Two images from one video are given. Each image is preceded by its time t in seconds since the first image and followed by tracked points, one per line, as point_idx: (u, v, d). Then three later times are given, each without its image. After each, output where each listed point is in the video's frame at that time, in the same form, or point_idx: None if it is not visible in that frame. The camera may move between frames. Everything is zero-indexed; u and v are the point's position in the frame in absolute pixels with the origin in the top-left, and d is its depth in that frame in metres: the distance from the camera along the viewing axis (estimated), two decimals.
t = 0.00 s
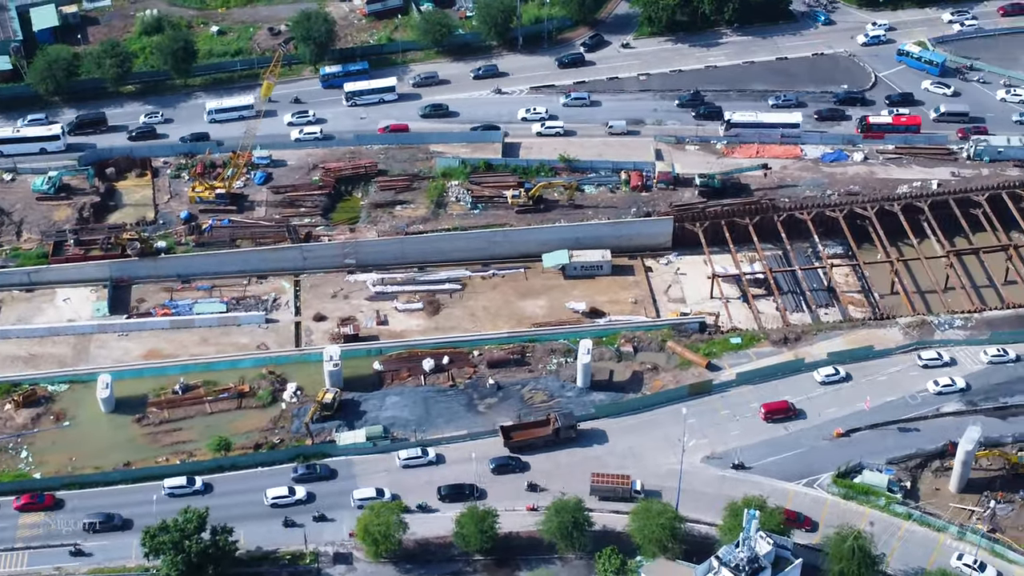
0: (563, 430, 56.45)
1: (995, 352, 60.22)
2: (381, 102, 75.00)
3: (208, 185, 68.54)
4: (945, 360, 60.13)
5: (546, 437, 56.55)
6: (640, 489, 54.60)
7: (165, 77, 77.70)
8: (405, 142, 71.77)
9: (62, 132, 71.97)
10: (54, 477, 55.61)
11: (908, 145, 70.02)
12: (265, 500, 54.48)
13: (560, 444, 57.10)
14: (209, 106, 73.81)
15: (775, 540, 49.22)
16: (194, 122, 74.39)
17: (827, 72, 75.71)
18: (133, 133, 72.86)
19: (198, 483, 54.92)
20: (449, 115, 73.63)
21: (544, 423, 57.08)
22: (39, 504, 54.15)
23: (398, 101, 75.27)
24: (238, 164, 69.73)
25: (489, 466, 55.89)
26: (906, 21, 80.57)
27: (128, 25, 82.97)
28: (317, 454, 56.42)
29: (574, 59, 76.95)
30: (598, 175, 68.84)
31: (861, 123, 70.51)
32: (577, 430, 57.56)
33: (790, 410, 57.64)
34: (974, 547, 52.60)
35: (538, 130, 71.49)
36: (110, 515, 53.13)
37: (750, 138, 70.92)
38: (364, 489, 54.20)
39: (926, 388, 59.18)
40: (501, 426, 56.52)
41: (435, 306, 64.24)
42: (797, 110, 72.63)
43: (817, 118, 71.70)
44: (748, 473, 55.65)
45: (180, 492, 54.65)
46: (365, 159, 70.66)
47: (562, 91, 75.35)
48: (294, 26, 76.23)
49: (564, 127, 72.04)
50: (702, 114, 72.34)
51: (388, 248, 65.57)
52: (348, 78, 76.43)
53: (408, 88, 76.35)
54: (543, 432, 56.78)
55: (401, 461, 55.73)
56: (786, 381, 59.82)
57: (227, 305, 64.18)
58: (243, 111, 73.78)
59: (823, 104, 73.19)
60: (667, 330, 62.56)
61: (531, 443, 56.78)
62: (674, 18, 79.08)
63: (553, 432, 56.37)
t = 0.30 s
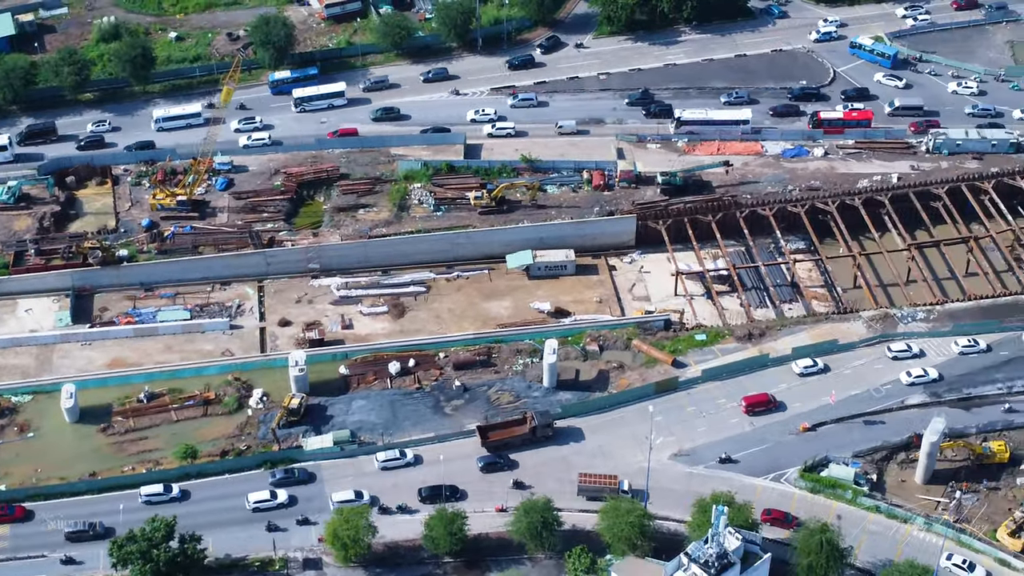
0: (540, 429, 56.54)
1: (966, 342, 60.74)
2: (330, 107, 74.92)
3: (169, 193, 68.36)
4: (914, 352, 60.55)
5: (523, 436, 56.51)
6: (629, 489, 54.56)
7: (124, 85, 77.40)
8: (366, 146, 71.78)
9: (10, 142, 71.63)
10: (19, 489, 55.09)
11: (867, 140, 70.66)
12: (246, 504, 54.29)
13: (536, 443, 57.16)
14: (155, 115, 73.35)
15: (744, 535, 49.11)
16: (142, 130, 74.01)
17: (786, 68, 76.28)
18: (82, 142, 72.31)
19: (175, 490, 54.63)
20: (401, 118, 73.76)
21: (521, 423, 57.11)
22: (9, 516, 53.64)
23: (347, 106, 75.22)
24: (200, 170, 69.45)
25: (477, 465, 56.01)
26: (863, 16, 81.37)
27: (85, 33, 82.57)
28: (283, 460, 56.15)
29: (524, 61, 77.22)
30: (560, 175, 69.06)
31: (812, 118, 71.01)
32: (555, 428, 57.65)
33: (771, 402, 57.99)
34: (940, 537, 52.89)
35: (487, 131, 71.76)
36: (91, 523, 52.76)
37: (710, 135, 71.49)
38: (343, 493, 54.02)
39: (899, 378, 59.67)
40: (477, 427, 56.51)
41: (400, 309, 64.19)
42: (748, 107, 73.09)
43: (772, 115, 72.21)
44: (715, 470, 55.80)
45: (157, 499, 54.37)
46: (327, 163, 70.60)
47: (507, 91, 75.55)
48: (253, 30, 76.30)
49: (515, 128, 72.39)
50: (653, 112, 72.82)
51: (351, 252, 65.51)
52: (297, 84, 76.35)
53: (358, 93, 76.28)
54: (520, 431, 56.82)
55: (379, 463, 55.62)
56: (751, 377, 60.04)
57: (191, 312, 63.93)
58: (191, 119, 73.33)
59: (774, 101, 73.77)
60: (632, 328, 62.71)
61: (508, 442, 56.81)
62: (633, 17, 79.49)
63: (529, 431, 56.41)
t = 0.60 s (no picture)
0: (518, 427, 56.61)
1: (937, 333, 61.03)
2: (280, 114, 74.72)
3: (131, 200, 67.95)
4: (883, 344, 60.87)
5: (501, 434, 56.61)
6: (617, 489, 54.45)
7: (83, 92, 77.07)
8: (329, 149, 71.58)
9: None
10: None
11: (828, 134, 71.19)
12: (229, 508, 54.02)
13: (514, 441, 57.24)
14: (104, 123, 73.30)
15: (714, 530, 49.17)
16: (90, 139, 73.69)
17: (746, 65, 76.91)
18: (31, 152, 71.81)
19: (153, 497, 54.30)
20: (352, 121, 73.87)
21: (498, 422, 57.18)
22: None
23: (296, 112, 75.07)
24: (161, 176, 69.21)
25: (467, 463, 56.06)
26: (822, 12, 82.53)
27: (42, 40, 82.15)
28: (251, 466, 55.92)
29: (475, 64, 77.34)
30: (523, 175, 69.33)
31: (767, 115, 71.44)
32: (531, 426, 57.76)
33: (752, 394, 58.32)
34: (908, 529, 53.21)
35: (440, 133, 71.87)
36: (75, 532, 52.29)
37: (672, 134, 71.75)
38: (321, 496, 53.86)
39: (869, 370, 59.99)
40: (454, 427, 56.51)
41: (365, 312, 64.16)
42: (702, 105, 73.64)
43: (730, 112, 72.61)
44: (684, 466, 55.91)
45: (136, 507, 54.02)
46: (289, 167, 70.56)
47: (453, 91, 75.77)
48: (212, 35, 76.13)
49: (467, 129, 72.62)
50: (604, 111, 73.15)
51: (314, 257, 65.53)
52: (246, 90, 76.14)
53: (308, 98, 76.23)
54: (498, 430, 56.93)
55: (358, 464, 55.42)
56: (717, 372, 60.25)
57: (155, 319, 63.62)
58: (139, 126, 73.38)
59: (731, 97, 74.42)
60: (598, 327, 62.79)
61: (486, 441, 56.83)
62: (592, 16, 79.97)
63: (507, 429, 56.57)
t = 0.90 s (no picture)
0: (495, 425, 56.53)
1: (909, 326, 61.51)
2: (228, 120, 74.95)
3: (92, 208, 67.90)
4: (854, 337, 61.23)
5: (478, 433, 56.40)
6: (604, 488, 54.15)
7: (42, 100, 76.72)
8: (291, 153, 72.12)
9: None
10: None
11: (790, 130, 72.78)
12: (211, 513, 53.50)
13: (491, 439, 57.11)
14: (51, 133, 73.02)
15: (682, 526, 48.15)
16: (37, 150, 73.23)
17: (707, 62, 78.86)
18: None
19: (131, 503, 53.72)
20: (303, 125, 74.33)
21: (475, 421, 56.97)
22: None
23: (245, 119, 75.35)
24: (122, 183, 69.37)
25: (456, 460, 55.96)
26: (780, 9, 85.12)
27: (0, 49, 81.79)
28: (218, 472, 55.27)
29: (426, 67, 78.23)
30: (486, 176, 70.16)
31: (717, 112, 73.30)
32: (508, 424, 57.72)
33: (733, 386, 58.65)
34: (876, 520, 53.04)
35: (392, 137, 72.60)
36: (59, 541, 51.71)
37: (635, 131, 73.05)
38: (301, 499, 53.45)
39: (836, 364, 60.26)
40: (432, 427, 56.21)
41: (331, 316, 64.13)
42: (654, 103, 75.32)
43: (686, 110, 74.23)
44: (653, 463, 55.83)
45: (114, 514, 53.40)
46: (251, 172, 70.94)
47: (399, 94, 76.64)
48: (171, 41, 76.15)
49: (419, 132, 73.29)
50: (556, 111, 74.39)
51: (278, 261, 65.53)
52: (195, 98, 76.26)
53: (258, 104, 76.46)
54: (475, 429, 56.61)
55: (337, 467, 55.13)
56: (682, 369, 60.34)
57: (119, 327, 63.24)
58: (87, 136, 73.11)
59: (689, 94, 76.04)
60: (564, 326, 62.95)
61: (464, 440, 56.60)
62: (552, 16, 81.64)
63: (484, 428, 56.38)
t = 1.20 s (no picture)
0: (472, 424, 56.51)
1: (880, 318, 61.81)
2: (176, 129, 74.45)
3: (54, 216, 67.52)
4: (826, 330, 61.51)
5: (455, 433, 56.31)
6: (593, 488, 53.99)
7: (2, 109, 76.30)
8: (254, 158, 72.09)
9: None
10: None
11: (751, 127, 73.31)
12: (194, 517, 53.07)
13: (468, 438, 56.99)
14: None
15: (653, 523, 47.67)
16: None
17: (668, 60, 79.44)
18: None
19: (109, 510, 53.18)
20: (254, 131, 74.22)
21: (452, 420, 56.92)
22: None
23: (195, 126, 74.93)
24: (83, 192, 69.07)
25: (446, 457, 55.94)
26: (738, 6, 85.84)
27: None
28: (185, 480, 54.82)
29: (377, 71, 78.27)
30: (450, 177, 70.31)
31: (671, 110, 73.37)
32: (486, 423, 57.66)
33: (713, 378, 58.97)
34: (844, 514, 53.29)
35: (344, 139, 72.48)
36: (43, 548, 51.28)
37: (597, 130, 73.31)
38: (281, 501, 53.20)
39: (802, 359, 60.45)
40: (409, 427, 56.07)
41: (297, 321, 63.94)
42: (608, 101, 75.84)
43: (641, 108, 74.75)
44: (622, 462, 55.80)
45: (92, 522, 52.87)
46: (214, 178, 70.79)
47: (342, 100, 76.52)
48: (130, 47, 75.80)
49: (372, 135, 73.24)
50: (508, 111, 74.52)
51: (243, 267, 65.37)
52: (144, 106, 75.88)
53: (208, 111, 76.22)
54: (453, 427, 56.52)
55: (315, 469, 54.87)
56: (649, 367, 60.42)
57: (83, 336, 62.84)
58: (35, 146, 72.59)
59: (648, 92, 76.63)
60: (530, 327, 63.04)
61: (441, 440, 56.52)
62: (513, 16, 82.24)
63: (462, 427, 56.33)
